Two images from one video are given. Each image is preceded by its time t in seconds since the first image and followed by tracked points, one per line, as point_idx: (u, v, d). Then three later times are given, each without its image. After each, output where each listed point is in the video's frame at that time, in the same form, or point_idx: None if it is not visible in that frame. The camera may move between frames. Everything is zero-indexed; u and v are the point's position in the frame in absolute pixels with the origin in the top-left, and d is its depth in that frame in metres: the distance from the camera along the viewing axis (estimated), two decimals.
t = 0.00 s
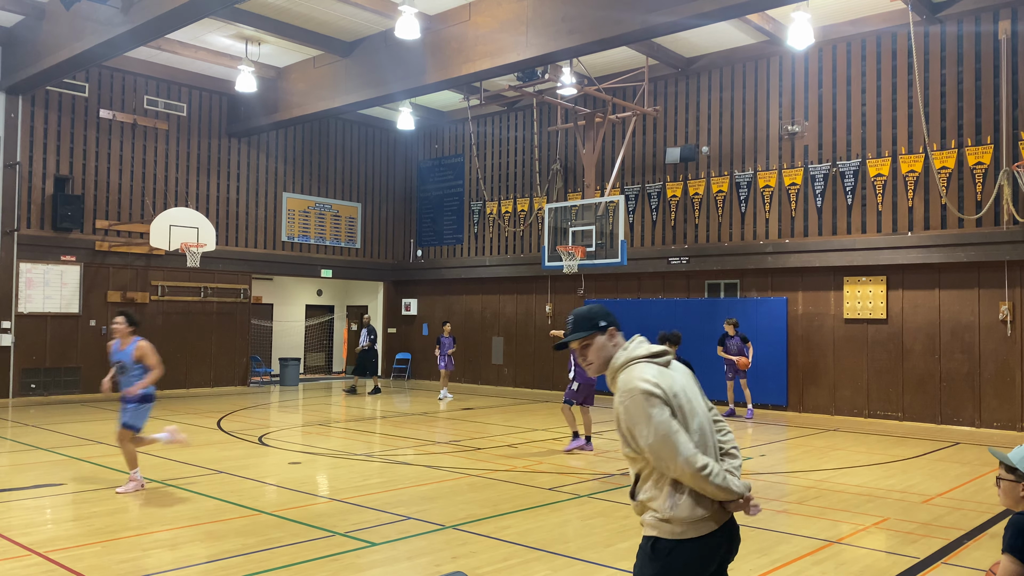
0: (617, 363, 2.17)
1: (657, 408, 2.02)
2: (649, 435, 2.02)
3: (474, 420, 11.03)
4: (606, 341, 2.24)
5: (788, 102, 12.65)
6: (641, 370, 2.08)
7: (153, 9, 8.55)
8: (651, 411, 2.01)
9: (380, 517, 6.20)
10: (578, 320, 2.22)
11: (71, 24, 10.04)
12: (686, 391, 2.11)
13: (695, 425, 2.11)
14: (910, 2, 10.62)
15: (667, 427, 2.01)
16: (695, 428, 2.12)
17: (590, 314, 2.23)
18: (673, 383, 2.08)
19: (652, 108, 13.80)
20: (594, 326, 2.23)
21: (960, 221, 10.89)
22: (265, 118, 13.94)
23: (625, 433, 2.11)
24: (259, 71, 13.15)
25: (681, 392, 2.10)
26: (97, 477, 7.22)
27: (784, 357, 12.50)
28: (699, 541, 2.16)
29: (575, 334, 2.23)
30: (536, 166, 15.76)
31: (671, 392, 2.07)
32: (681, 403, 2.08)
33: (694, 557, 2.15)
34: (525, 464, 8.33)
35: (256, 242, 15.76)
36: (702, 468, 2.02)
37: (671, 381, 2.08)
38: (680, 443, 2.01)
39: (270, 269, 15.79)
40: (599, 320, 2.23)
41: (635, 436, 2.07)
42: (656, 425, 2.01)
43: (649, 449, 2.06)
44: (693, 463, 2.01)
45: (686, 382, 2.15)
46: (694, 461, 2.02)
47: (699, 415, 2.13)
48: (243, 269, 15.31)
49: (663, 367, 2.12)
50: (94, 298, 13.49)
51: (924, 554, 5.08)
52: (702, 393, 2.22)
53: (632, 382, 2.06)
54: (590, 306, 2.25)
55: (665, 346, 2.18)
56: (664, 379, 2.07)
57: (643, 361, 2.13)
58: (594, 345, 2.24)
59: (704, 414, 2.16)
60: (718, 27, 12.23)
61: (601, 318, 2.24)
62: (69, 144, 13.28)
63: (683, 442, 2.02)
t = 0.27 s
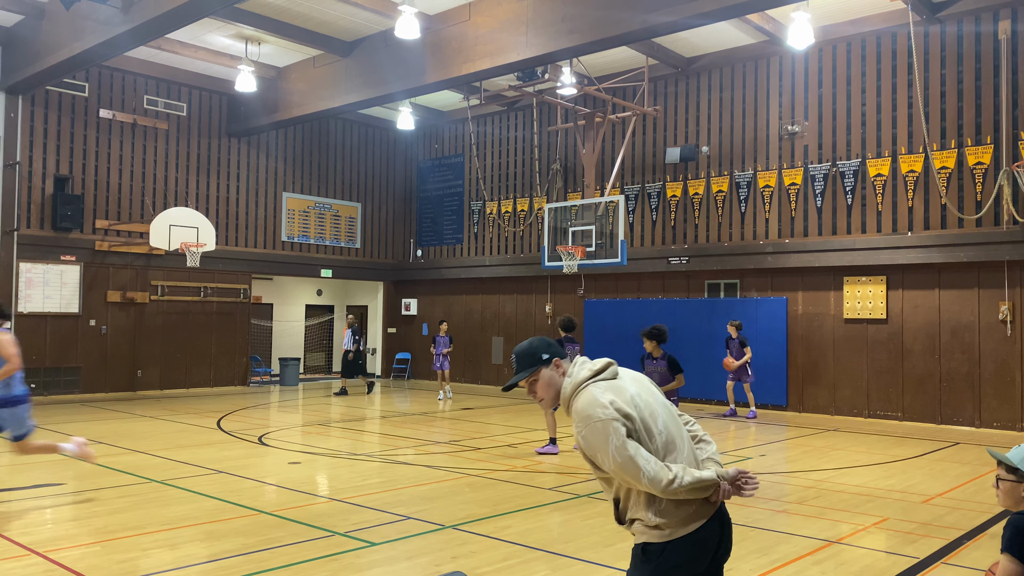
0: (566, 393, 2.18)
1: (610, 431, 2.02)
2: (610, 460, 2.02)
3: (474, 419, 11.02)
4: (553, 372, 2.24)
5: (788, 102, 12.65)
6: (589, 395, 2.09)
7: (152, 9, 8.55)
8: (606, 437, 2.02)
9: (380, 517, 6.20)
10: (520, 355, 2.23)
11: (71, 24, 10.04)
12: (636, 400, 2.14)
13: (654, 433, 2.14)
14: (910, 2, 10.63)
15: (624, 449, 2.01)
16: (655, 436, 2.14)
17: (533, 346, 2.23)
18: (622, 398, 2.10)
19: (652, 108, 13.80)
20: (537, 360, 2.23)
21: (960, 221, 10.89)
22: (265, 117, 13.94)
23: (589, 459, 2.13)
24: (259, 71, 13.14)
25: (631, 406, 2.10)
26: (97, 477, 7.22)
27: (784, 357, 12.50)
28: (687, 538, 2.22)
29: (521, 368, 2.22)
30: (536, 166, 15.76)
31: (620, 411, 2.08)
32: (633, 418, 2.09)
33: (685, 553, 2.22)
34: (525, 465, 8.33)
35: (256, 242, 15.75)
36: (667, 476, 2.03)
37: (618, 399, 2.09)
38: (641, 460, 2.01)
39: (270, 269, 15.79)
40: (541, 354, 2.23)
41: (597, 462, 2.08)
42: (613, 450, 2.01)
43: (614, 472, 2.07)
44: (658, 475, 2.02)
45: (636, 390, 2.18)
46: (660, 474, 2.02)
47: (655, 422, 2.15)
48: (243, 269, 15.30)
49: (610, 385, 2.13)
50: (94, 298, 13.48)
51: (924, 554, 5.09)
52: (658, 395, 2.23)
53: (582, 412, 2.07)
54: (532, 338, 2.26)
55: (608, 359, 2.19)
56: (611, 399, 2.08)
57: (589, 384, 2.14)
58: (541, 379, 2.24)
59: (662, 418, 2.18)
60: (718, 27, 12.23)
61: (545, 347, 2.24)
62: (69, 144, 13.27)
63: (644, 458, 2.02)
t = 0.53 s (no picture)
0: (563, 392, 2.18)
1: (605, 435, 2.02)
2: (604, 464, 2.02)
3: (474, 419, 11.02)
4: (553, 370, 2.24)
5: (788, 102, 12.65)
6: (585, 397, 2.09)
7: (152, 9, 8.55)
8: (600, 440, 2.01)
9: (380, 517, 6.20)
10: (520, 351, 2.24)
11: (71, 24, 10.04)
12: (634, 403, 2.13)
13: (650, 436, 2.13)
14: (910, 2, 10.63)
15: (618, 453, 2.00)
16: (651, 438, 2.13)
17: (535, 342, 2.25)
18: (619, 401, 2.09)
19: (652, 108, 13.79)
20: (538, 357, 2.23)
21: (960, 221, 10.88)
22: (265, 117, 13.94)
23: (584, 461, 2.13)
24: (259, 71, 13.14)
25: (627, 409, 2.09)
26: (97, 477, 7.21)
27: (784, 357, 12.50)
28: (682, 538, 2.22)
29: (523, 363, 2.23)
30: (536, 165, 15.76)
31: (616, 414, 2.07)
32: (628, 420, 2.09)
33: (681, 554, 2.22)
34: (525, 464, 8.33)
35: (256, 242, 15.76)
36: (663, 481, 2.02)
37: (614, 402, 2.08)
38: (636, 464, 2.00)
39: (270, 269, 15.78)
40: (542, 350, 2.23)
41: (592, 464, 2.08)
42: (607, 453, 2.00)
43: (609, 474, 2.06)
44: (653, 480, 2.01)
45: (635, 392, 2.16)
46: (654, 478, 2.01)
47: (651, 424, 2.14)
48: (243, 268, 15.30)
49: (607, 386, 2.12)
50: (94, 298, 13.48)
51: (924, 554, 5.08)
52: (657, 395, 2.22)
53: (578, 413, 2.07)
54: (535, 334, 2.27)
55: (608, 360, 2.18)
56: (607, 401, 2.08)
57: (586, 384, 2.13)
58: (541, 376, 2.24)
59: (659, 419, 2.17)
60: (718, 27, 12.23)
61: (547, 343, 2.24)
62: (69, 144, 13.28)
63: (638, 462, 2.01)
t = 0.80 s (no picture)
0: (616, 370, 2.15)
1: (645, 425, 1.99)
2: (637, 452, 1.99)
3: (474, 419, 11.02)
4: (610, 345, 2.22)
5: (788, 102, 12.65)
6: (634, 382, 2.06)
7: (153, 9, 8.55)
8: (639, 429, 1.99)
9: (380, 517, 6.20)
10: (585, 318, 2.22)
11: (71, 24, 10.04)
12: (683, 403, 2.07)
13: (690, 438, 2.08)
14: (910, 2, 10.63)
15: (653, 446, 1.98)
16: (692, 440, 2.08)
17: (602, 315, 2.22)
18: (669, 398, 2.05)
19: (652, 108, 13.79)
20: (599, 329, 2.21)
21: (960, 221, 10.88)
22: (265, 117, 13.93)
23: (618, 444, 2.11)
24: (259, 70, 13.14)
25: (674, 405, 2.05)
26: (97, 477, 7.21)
27: (783, 357, 12.50)
28: (697, 541, 2.19)
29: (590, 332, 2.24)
30: (536, 165, 15.77)
31: (662, 406, 2.03)
32: (673, 416, 2.05)
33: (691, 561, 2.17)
34: (525, 464, 8.33)
35: (256, 242, 15.76)
36: (690, 485, 1.99)
37: (663, 395, 2.04)
38: (668, 460, 1.97)
39: (270, 269, 15.79)
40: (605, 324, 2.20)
41: (625, 448, 2.06)
42: (642, 443, 1.98)
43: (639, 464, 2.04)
44: (680, 481, 1.99)
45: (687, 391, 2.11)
46: (682, 478, 1.99)
47: (695, 425, 2.09)
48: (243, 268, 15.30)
49: (660, 378, 2.08)
50: (94, 298, 13.48)
51: (924, 554, 5.09)
52: (706, 399, 2.16)
53: (623, 397, 2.04)
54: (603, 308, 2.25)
55: (669, 353, 2.13)
56: (656, 392, 2.04)
57: (639, 371, 2.10)
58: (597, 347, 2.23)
59: (703, 423, 2.11)
60: (718, 27, 12.22)
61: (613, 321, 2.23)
62: (69, 144, 13.28)
63: (670, 459, 1.98)
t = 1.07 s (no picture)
0: (706, 365, 2.16)
1: (740, 417, 2.00)
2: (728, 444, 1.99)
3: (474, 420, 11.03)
4: (698, 343, 2.24)
5: (789, 102, 12.65)
6: (730, 375, 2.08)
7: (153, 9, 8.55)
8: (734, 419, 2.00)
9: (381, 517, 6.20)
10: (679, 311, 2.25)
11: (72, 25, 10.05)
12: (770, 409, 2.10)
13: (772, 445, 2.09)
14: (912, 3, 10.63)
15: (747, 440, 1.99)
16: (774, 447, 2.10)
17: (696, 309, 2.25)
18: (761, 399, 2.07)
19: (653, 108, 13.78)
20: (690, 325, 2.23)
21: (961, 222, 10.88)
22: (266, 118, 13.93)
23: (701, 439, 2.11)
24: (260, 71, 13.15)
25: (767, 406, 2.08)
26: (98, 477, 7.21)
27: (784, 357, 12.49)
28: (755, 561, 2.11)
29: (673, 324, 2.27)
30: (537, 166, 15.77)
31: (758, 404, 2.06)
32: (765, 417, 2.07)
33: None
34: (526, 465, 8.33)
35: (257, 242, 15.76)
36: (777, 486, 2.00)
37: (760, 394, 2.06)
38: (759, 458, 1.99)
39: (271, 269, 15.79)
40: (698, 320, 2.23)
41: (712, 442, 2.06)
42: (735, 435, 1.99)
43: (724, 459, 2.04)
44: (766, 480, 2.00)
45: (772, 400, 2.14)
46: (767, 477, 1.99)
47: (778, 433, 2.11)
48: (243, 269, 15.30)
49: (754, 379, 2.11)
50: (95, 298, 13.48)
51: (925, 555, 5.09)
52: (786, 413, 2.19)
53: (717, 388, 2.05)
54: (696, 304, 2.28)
55: (760, 361, 2.17)
56: (753, 390, 2.07)
57: (733, 368, 2.12)
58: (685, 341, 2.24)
59: (783, 434, 2.14)
60: (718, 27, 12.22)
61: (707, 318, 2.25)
62: (70, 144, 13.28)
63: (761, 456, 2.00)
